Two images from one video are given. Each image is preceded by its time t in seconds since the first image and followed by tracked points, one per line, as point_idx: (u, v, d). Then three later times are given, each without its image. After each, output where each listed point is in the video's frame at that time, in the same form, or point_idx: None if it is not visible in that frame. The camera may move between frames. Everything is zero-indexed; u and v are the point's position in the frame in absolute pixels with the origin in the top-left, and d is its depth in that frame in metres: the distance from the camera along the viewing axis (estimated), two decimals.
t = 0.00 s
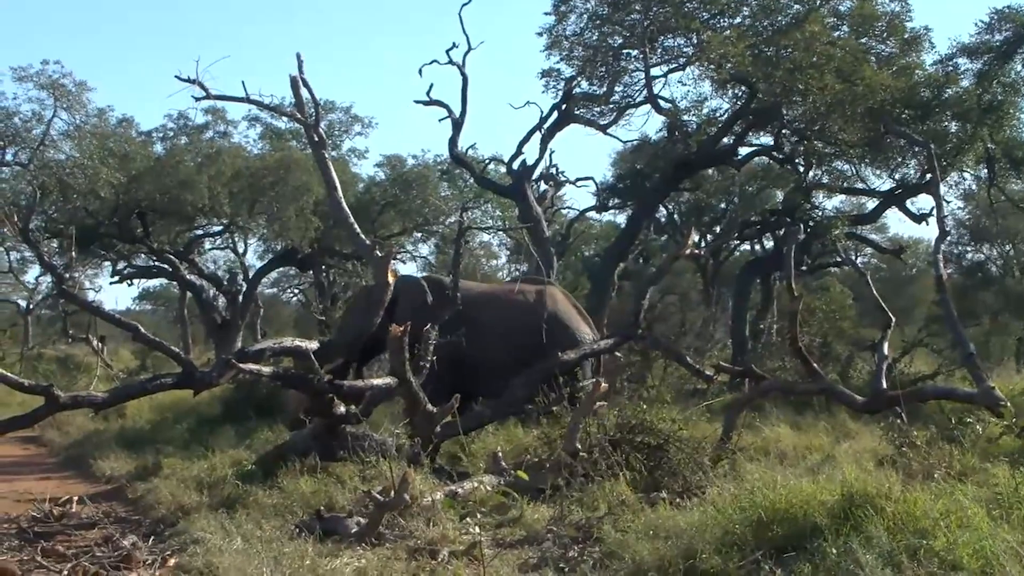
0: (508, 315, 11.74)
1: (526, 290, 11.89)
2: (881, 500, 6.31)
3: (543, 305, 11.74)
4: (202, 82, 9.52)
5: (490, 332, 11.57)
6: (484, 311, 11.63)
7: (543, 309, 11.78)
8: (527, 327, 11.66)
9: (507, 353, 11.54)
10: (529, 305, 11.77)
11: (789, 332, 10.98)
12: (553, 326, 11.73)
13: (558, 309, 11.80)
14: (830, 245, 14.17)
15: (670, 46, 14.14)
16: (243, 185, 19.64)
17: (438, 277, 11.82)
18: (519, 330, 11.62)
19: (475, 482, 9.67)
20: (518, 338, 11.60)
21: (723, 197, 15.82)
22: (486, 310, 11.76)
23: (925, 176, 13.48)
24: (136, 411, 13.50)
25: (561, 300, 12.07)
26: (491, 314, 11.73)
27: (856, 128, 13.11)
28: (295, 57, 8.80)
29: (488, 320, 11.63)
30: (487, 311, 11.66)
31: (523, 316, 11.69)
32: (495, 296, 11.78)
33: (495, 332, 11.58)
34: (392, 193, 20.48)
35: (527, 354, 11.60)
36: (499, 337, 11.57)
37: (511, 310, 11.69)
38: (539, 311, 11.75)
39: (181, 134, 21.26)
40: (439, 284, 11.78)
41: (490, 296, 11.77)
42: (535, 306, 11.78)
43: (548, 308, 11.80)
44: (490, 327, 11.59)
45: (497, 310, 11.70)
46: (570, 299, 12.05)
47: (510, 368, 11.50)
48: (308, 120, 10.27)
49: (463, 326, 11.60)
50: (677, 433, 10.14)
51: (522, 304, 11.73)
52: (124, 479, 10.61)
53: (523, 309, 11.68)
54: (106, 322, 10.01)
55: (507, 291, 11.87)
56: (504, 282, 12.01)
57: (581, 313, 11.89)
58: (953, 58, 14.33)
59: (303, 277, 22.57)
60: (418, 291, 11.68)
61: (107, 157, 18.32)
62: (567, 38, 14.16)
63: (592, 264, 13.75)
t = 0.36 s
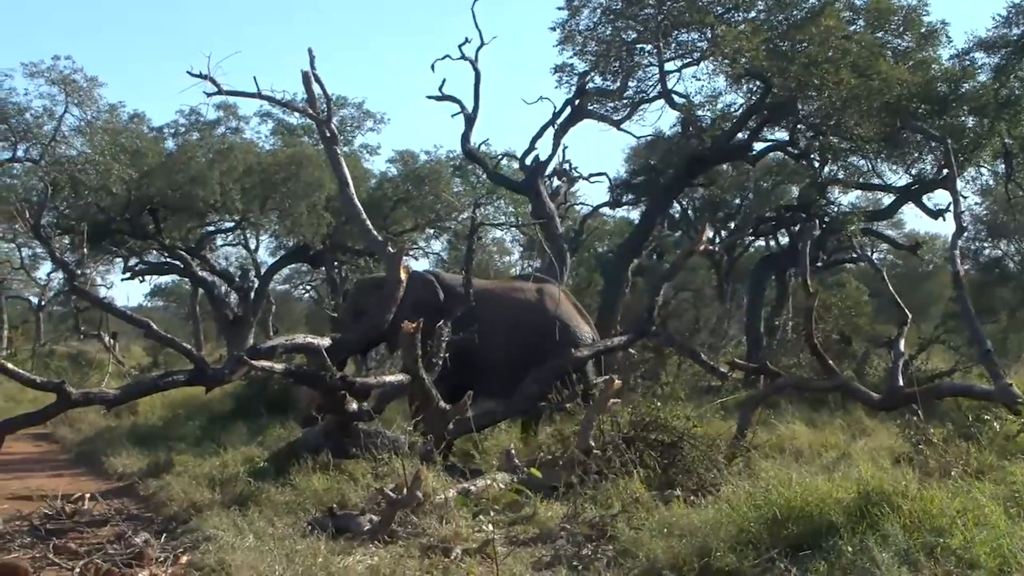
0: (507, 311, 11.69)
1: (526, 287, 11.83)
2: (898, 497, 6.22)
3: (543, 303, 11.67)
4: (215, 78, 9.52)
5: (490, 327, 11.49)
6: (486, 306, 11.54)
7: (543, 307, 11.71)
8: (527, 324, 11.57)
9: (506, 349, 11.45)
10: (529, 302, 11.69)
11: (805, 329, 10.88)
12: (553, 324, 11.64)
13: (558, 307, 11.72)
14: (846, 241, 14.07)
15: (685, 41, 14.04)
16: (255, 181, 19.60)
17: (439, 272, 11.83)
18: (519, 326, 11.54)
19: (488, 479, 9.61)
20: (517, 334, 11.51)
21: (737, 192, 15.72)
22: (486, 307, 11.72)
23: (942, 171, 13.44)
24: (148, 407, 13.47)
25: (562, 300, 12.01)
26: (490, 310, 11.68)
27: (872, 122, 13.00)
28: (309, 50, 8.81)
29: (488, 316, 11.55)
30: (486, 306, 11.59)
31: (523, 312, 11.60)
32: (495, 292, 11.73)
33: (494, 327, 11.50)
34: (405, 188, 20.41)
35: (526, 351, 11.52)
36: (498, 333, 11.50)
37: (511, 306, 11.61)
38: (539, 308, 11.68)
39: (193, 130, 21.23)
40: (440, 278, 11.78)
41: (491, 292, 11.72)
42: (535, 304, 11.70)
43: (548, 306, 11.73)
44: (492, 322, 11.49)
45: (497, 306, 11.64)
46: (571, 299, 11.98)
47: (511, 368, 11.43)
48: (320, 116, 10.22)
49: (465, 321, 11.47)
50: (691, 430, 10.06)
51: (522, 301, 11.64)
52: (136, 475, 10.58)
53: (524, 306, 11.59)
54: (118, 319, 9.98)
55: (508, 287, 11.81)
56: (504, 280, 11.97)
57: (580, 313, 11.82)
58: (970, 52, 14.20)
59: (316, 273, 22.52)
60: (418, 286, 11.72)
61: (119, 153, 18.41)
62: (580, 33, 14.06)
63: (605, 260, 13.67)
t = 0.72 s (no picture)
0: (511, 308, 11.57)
1: (530, 283, 11.71)
2: (922, 496, 6.12)
3: (547, 299, 11.54)
4: (233, 75, 9.47)
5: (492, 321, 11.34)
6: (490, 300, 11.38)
7: (547, 304, 11.57)
8: (530, 320, 11.42)
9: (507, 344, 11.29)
10: (533, 297, 11.54)
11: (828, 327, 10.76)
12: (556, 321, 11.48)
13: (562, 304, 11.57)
14: (870, 238, 13.94)
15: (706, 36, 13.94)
16: (275, 177, 19.55)
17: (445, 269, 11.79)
18: (521, 322, 11.38)
19: (509, 477, 9.54)
20: (519, 329, 11.34)
21: (759, 188, 15.59)
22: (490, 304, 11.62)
23: (967, 167, 13.27)
24: (167, 405, 13.45)
25: (568, 299, 11.86)
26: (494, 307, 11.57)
27: (896, 118, 12.88)
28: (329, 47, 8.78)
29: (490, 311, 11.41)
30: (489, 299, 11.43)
31: (527, 307, 11.46)
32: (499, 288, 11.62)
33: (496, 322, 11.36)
34: (425, 185, 20.37)
35: (528, 348, 11.35)
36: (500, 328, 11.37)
37: (515, 301, 11.45)
38: (542, 305, 11.54)
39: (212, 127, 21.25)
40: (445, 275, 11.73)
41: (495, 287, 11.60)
42: (539, 300, 11.56)
43: (553, 303, 11.59)
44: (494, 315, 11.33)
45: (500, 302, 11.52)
46: (577, 299, 11.83)
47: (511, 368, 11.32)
48: (340, 113, 10.18)
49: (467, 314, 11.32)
50: (713, 428, 9.97)
51: (526, 296, 11.50)
52: (156, 473, 10.57)
53: (528, 301, 11.46)
54: (138, 317, 9.97)
55: (512, 283, 11.69)
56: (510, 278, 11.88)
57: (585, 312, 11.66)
58: (995, 47, 14.04)
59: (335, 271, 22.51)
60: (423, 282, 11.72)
61: (138, 150, 19.04)
62: (601, 28, 13.95)
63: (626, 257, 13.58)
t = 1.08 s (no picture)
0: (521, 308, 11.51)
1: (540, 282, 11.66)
2: (956, 497, 5.99)
3: (558, 297, 11.51)
4: (261, 73, 9.36)
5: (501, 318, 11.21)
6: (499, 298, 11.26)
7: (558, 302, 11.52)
8: (540, 318, 11.37)
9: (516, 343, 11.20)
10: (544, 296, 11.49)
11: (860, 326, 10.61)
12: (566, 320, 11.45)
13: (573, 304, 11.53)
14: (902, 236, 13.76)
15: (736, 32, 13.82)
16: (301, 176, 19.61)
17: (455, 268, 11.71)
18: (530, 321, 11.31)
19: (536, 477, 9.47)
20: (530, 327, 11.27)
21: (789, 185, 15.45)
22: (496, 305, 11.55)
23: (1001, 164, 13.10)
24: (194, 404, 13.45)
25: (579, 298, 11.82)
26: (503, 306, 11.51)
27: (928, 115, 12.71)
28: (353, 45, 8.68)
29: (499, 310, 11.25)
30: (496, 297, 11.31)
31: (537, 306, 11.40)
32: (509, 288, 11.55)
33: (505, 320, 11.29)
34: (451, 183, 20.32)
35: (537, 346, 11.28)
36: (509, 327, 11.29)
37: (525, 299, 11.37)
38: (553, 303, 11.51)
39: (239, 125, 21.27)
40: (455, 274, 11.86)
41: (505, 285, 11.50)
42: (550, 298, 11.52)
43: (564, 301, 11.55)
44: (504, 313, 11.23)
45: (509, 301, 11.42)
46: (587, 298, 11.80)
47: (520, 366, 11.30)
48: (366, 111, 10.13)
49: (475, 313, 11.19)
50: (743, 428, 9.85)
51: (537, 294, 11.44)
52: (183, 472, 10.56)
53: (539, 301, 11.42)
54: (165, 316, 9.96)
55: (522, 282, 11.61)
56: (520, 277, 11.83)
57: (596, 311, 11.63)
58: None
59: (361, 270, 22.49)
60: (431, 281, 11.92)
61: (165, 149, 19.22)
62: (629, 25, 13.84)
63: (654, 255, 13.47)
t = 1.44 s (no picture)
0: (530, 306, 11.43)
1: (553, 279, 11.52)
2: (995, 498, 5.87)
3: (569, 293, 11.33)
4: (291, 71, 9.54)
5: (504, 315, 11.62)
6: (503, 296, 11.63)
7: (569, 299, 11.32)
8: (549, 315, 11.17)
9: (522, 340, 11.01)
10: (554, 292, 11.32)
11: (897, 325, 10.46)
12: (575, 319, 11.20)
13: (582, 300, 11.31)
14: (939, 234, 13.59)
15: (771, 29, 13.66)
16: (332, 175, 19.58)
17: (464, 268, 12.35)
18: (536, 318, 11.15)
19: (569, 478, 9.40)
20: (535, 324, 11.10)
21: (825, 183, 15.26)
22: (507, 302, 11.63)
23: None
24: (227, 403, 13.47)
25: (594, 296, 11.60)
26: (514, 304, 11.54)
27: (967, 113, 12.50)
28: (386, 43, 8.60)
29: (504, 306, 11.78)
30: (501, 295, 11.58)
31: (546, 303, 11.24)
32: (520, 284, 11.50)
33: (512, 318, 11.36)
34: (484, 182, 20.28)
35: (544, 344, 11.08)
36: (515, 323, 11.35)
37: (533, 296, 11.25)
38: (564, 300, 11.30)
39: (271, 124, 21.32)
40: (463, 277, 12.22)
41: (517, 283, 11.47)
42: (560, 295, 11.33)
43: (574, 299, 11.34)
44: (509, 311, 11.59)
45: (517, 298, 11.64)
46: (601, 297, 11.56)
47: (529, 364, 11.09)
48: (398, 109, 10.08)
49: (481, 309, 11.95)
50: (778, 429, 9.72)
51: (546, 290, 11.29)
52: (216, 471, 10.56)
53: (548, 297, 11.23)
54: (198, 315, 9.97)
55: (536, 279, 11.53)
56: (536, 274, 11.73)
57: (607, 310, 11.37)
58: None
59: (393, 269, 22.49)
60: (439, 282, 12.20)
61: (198, 148, 19.29)
62: (663, 23, 13.72)
63: (688, 254, 13.35)
